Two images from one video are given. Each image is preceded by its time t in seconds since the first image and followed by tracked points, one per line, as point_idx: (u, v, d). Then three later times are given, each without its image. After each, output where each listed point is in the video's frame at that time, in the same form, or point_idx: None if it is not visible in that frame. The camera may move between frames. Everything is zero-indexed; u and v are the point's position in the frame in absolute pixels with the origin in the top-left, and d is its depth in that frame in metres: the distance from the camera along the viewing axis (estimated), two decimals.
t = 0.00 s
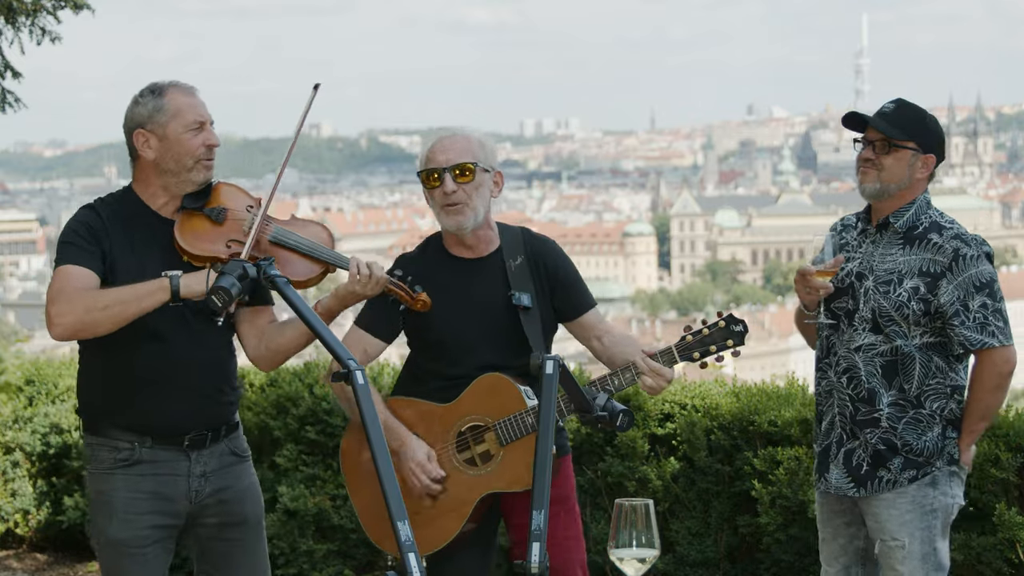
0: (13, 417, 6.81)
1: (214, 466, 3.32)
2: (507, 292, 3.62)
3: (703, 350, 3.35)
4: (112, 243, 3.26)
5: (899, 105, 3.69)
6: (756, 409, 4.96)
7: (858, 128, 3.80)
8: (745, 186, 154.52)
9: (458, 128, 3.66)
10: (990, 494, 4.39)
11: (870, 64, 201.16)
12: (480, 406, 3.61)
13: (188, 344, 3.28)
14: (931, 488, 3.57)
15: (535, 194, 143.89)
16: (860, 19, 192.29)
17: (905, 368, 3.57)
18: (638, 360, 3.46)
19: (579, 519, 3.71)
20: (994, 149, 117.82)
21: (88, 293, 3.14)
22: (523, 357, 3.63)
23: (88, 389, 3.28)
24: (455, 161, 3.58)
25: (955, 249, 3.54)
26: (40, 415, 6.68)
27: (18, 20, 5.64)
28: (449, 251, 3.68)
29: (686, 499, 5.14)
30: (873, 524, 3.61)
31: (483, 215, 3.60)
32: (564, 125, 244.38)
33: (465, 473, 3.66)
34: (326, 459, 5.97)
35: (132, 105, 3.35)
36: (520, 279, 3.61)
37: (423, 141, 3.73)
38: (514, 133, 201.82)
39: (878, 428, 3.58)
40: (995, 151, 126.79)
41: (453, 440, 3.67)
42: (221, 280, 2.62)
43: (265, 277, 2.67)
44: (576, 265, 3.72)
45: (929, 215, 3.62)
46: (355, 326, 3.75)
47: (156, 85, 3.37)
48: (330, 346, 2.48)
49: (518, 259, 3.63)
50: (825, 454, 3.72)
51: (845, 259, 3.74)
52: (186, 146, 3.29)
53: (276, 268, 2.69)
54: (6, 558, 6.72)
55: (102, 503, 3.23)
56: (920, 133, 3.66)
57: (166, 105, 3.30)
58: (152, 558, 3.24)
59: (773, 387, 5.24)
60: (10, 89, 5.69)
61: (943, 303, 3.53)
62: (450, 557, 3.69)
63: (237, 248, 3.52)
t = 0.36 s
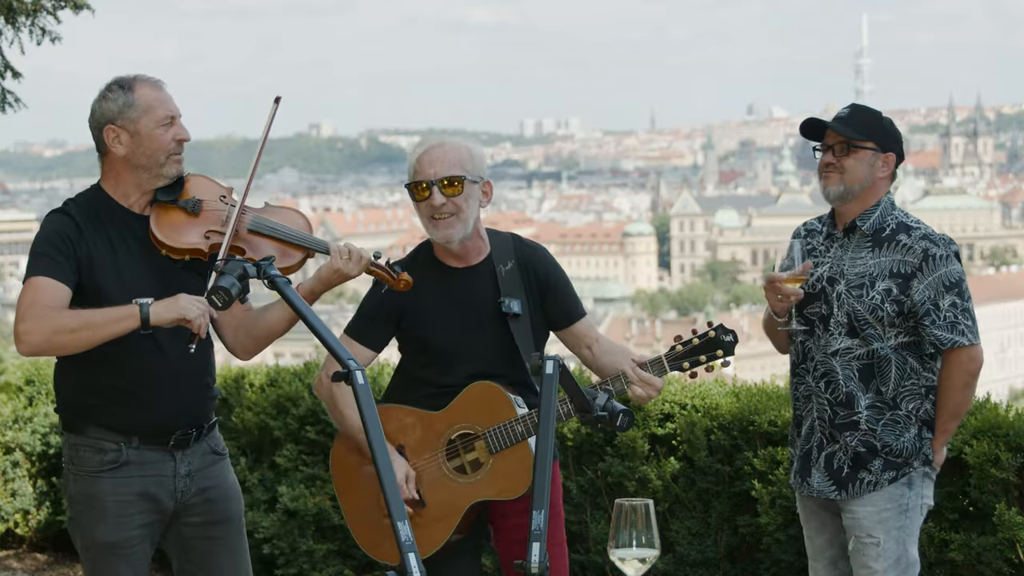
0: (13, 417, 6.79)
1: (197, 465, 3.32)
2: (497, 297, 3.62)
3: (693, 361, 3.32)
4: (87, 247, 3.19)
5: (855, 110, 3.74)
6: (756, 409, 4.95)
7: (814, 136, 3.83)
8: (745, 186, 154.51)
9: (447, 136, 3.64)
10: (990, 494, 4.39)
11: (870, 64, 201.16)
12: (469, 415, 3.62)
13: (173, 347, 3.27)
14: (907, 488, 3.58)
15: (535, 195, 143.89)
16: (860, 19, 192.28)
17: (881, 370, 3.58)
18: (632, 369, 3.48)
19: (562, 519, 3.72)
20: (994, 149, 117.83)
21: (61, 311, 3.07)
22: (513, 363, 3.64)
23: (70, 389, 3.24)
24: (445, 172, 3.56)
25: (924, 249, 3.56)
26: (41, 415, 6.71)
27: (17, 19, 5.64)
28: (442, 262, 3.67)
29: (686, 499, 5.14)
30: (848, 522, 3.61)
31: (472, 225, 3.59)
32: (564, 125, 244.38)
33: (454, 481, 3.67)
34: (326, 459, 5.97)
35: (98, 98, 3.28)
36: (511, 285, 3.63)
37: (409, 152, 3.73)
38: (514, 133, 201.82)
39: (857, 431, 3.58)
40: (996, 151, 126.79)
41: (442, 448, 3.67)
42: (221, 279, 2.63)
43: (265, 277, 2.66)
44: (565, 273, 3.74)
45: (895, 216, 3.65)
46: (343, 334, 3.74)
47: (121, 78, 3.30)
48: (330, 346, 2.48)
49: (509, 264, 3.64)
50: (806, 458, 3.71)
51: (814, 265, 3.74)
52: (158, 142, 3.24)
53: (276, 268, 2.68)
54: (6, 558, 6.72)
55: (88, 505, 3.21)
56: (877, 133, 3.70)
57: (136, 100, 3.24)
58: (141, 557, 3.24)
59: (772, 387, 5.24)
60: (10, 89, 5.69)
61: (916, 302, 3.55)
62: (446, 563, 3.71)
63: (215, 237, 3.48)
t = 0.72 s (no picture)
0: (13, 417, 6.76)
1: (184, 468, 3.33)
2: (511, 288, 3.71)
3: (698, 347, 3.37)
4: (88, 254, 3.20)
5: (831, 113, 3.72)
6: (756, 409, 4.96)
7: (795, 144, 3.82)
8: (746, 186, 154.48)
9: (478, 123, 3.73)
10: (990, 494, 4.39)
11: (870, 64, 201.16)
12: (472, 405, 3.68)
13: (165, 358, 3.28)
14: (906, 487, 3.59)
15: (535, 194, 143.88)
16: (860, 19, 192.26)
17: (877, 369, 3.59)
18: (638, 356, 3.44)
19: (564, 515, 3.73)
20: (994, 149, 117.82)
21: (60, 330, 3.10)
22: (520, 354, 3.72)
23: (59, 394, 3.23)
24: (478, 158, 3.66)
25: (915, 245, 3.57)
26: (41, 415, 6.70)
27: (17, 20, 5.64)
28: (455, 243, 3.76)
29: (686, 499, 5.14)
30: (846, 521, 3.62)
31: (497, 212, 3.70)
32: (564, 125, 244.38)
33: (457, 472, 3.73)
34: (326, 459, 5.98)
35: (97, 110, 3.26)
36: (526, 277, 3.72)
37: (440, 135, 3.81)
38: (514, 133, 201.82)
39: (856, 431, 3.59)
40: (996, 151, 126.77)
41: (446, 438, 3.73)
42: (221, 279, 2.63)
43: (265, 277, 2.67)
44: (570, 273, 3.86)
45: (885, 214, 3.65)
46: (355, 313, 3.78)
47: (120, 89, 3.29)
48: (330, 346, 2.48)
49: (524, 258, 3.73)
50: (806, 460, 3.71)
51: (808, 267, 3.73)
52: (160, 152, 3.23)
53: (277, 268, 2.68)
54: (6, 557, 6.72)
55: (78, 509, 3.20)
56: (855, 132, 3.68)
57: (136, 111, 3.23)
58: (132, 559, 3.23)
59: (773, 387, 5.24)
60: (10, 89, 5.69)
61: (909, 298, 3.56)
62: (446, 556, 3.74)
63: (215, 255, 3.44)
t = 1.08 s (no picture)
0: (13, 417, 6.77)
1: (182, 471, 3.33)
2: (535, 292, 3.73)
3: (724, 364, 3.40)
4: (96, 258, 3.22)
5: (877, 109, 3.73)
6: (756, 409, 4.97)
7: (835, 134, 3.83)
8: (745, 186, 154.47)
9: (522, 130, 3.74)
10: (990, 494, 4.39)
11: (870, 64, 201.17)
12: (495, 406, 3.70)
13: (165, 354, 3.27)
14: (920, 489, 3.58)
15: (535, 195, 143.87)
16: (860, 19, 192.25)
17: (891, 367, 3.57)
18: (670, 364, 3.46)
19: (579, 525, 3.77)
20: (994, 149, 117.83)
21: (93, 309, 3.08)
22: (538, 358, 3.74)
23: (56, 395, 3.23)
24: (521, 168, 3.67)
25: (938, 245, 3.55)
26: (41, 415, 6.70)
27: (18, 20, 5.64)
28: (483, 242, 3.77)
29: (686, 499, 5.14)
30: (862, 525, 3.62)
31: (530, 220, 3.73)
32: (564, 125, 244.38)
33: (478, 471, 3.74)
34: (326, 459, 5.98)
35: (93, 120, 3.25)
36: (550, 283, 3.73)
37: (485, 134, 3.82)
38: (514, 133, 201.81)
39: (865, 427, 3.59)
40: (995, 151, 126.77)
41: (467, 437, 3.75)
42: (221, 279, 2.62)
43: (264, 277, 2.68)
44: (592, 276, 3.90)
45: (912, 213, 3.63)
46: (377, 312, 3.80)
47: (115, 97, 3.27)
48: (330, 346, 2.48)
49: (548, 264, 3.74)
50: (812, 453, 3.73)
51: (828, 259, 3.73)
52: (155, 162, 3.22)
53: (276, 268, 2.70)
54: (6, 558, 6.72)
55: (77, 511, 3.20)
56: (898, 132, 3.69)
57: (131, 121, 3.21)
58: (131, 561, 3.23)
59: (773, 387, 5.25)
60: (10, 90, 5.69)
61: (927, 298, 3.54)
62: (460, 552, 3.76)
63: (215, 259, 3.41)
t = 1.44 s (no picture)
0: (13, 417, 6.78)
1: (187, 465, 3.34)
2: (562, 286, 3.73)
3: (738, 357, 3.39)
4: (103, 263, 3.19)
5: (928, 103, 3.67)
6: (756, 409, 4.97)
7: (882, 125, 3.76)
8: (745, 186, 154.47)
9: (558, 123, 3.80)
10: (990, 494, 4.39)
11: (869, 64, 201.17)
12: (511, 393, 3.79)
13: (174, 351, 3.29)
14: (953, 491, 3.57)
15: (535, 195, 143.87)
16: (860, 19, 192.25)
17: (930, 366, 3.55)
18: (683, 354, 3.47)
19: (589, 526, 3.77)
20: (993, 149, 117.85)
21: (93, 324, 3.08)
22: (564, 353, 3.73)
23: (63, 390, 3.22)
24: (550, 155, 3.72)
25: (982, 246, 3.52)
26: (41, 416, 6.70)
27: (18, 20, 5.64)
28: (514, 237, 3.78)
29: (686, 499, 5.14)
30: (892, 526, 3.60)
31: (558, 213, 3.74)
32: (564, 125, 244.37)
33: (492, 458, 3.80)
34: (326, 459, 5.99)
35: (89, 113, 3.25)
36: (578, 277, 3.74)
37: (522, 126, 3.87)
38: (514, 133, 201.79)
39: (900, 427, 3.57)
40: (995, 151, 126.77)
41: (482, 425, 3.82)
42: (221, 279, 2.63)
43: (264, 277, 2.68)
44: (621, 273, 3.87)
45: (954, 212, 3.59)
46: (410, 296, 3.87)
47: (110, 90, 3.28)
48: (330, 346, 2.48)
49: (578, 260, 3.75)
50: (843, 451, 3.70)
51: (865, 256, 3.68)
52: (158, 149, 3.23)
53: (276, 267, 2.69)
54: (6, 558, 6.73)
55: (85, 506, 3.20)
56: (948, 130, 3.63)
57: (130, 111, 3.22)
58: (136, 556, 3.23)
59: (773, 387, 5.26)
60: (10, 89, 5.70)
61: (970, 300, 3.51)
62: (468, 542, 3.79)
63: (219, 248, 3.47)
